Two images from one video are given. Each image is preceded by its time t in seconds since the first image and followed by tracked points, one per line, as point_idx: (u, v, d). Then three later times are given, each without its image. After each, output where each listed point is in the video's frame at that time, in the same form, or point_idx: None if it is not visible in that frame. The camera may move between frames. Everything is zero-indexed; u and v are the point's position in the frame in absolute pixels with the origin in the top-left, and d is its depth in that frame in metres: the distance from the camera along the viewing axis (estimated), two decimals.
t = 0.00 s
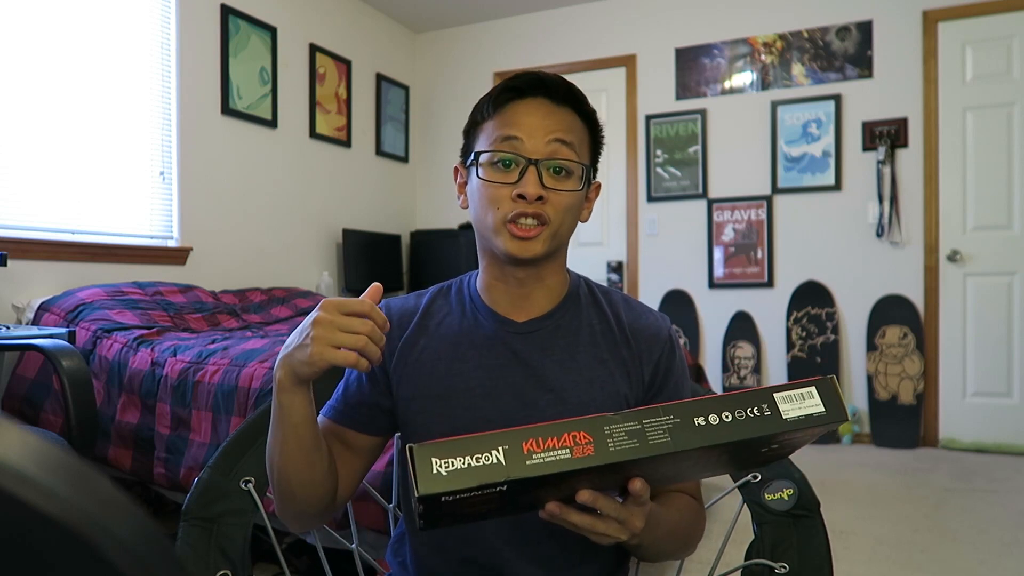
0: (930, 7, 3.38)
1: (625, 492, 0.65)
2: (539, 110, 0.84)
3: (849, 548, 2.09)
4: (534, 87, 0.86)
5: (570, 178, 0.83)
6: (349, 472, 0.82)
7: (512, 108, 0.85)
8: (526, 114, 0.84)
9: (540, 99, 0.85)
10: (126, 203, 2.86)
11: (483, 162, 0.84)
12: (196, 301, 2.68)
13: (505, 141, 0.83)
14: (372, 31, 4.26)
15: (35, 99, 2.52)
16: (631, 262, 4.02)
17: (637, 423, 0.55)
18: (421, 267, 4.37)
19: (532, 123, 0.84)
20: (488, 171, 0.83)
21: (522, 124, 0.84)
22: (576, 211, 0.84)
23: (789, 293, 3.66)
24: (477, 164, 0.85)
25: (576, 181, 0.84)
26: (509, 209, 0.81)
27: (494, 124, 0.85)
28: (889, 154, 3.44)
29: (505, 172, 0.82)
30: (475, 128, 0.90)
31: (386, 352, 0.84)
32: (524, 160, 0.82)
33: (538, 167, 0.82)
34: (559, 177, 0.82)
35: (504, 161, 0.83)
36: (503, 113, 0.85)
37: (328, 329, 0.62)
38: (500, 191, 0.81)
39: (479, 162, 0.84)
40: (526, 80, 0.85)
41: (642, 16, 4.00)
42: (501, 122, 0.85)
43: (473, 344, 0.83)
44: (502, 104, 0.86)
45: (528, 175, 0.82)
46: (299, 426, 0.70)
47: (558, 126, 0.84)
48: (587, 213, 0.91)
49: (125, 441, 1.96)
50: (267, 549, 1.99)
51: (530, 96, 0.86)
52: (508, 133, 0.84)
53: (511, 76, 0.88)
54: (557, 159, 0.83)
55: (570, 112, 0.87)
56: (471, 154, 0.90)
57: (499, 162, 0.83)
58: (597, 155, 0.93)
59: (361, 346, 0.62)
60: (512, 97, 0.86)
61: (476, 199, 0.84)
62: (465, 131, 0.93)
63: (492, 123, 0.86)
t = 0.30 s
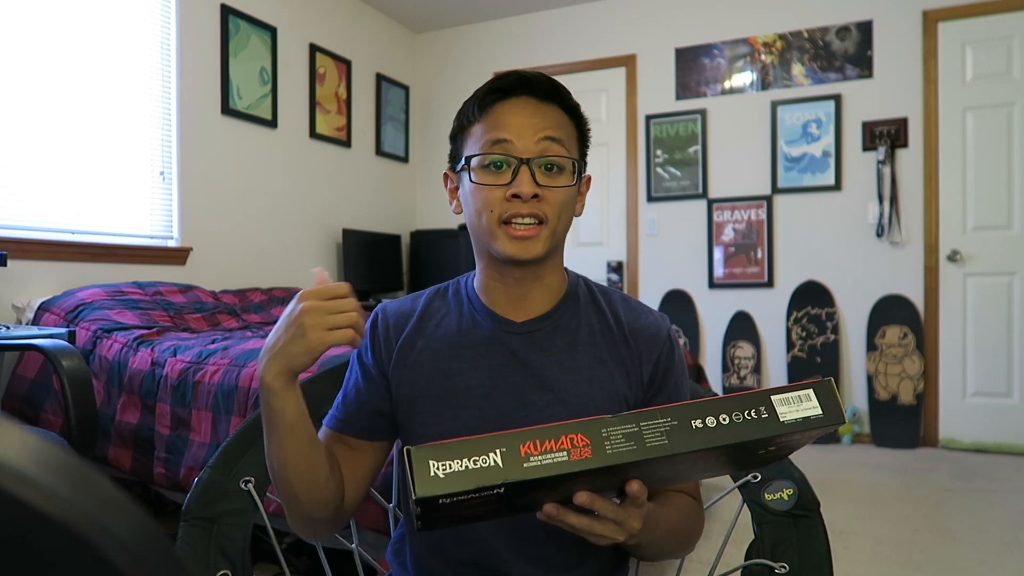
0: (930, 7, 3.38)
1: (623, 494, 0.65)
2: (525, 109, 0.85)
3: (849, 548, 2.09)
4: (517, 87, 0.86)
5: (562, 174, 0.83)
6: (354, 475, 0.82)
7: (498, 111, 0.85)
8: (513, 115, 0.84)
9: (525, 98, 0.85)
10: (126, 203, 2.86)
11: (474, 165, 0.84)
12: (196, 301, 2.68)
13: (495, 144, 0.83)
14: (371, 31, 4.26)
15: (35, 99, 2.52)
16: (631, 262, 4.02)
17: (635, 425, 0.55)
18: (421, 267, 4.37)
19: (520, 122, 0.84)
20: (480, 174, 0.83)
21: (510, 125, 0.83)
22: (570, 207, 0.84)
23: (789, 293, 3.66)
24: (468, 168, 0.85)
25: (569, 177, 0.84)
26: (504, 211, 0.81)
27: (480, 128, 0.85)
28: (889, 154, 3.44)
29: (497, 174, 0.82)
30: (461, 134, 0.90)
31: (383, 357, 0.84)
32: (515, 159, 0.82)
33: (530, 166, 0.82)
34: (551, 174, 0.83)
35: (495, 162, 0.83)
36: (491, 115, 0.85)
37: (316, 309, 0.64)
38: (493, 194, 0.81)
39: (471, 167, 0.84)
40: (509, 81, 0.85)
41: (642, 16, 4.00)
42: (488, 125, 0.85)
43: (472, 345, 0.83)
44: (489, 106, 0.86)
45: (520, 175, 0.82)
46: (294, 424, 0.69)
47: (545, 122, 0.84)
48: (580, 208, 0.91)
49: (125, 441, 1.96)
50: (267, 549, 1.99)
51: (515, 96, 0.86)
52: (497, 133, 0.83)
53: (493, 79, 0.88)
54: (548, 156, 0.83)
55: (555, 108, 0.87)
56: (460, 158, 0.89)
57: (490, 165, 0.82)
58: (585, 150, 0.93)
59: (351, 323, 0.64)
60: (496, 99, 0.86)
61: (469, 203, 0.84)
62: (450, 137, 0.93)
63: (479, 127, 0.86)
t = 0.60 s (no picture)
0: (930, 7, 3.38)
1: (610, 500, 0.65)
2: (533, 104, 0.85)
3: (849, 549, 2.09)
4: (527, 82, 0.87)
5: (567, 168, 0.83)
6: (372, 491, 0.83)
7: (507, 104, 0.86)
8: (522, 108, 0.85)
9: (533, 94, 0.86)
10: (126, 203, 2.86)
11: (481, 154, 0.84)
12: (196, 301, 2.68)
13: (503, 135, 0.84)
14: (372, 31, 4.26)
15: (35, 99, 2.52)
16: (631, 262, 4.01)
17: (619, 439, 0.55)
18: (421, 267, 4.36)
19: (528, 116, 0.84)
20: (486, 163, 0.83)
21: (518, 118, 0.84)
22: (573, 203, 0.84)
23: (789, 293, 3.66)
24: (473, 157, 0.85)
25: (573, 172, 0.84)
26: (510, 198, 0.80)
27: (489, 119, 0.86)
28: (889, 154, 3.44)
29: (503, 164, 0.82)
30: (469, 128, 0.90)
31: (378, 362, 0.84)
32: (522, 149, 0.83)
33: (536, 157, 0.82)
34: (556, 168, 0.83)
35: (502, 152, 0.83)
36: (499, 109, 0.86)
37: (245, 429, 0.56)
38: (499, 180, 0.81)
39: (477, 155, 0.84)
40: (519, 76, 0.86)
41: (642, 16, 4.00)
42: (497, 116, 0.85)
43: (468, 348, 0.83)
44: (497, 100, 0.87)
45: (527, 165, 0.82)
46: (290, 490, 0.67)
47: (552, 117, 0.85)
48: (581, 210, 0.91)
49: (125, 441, 1.96)
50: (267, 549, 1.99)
51: (524, 91, 0.86)
52: (505, 126, 0.84)
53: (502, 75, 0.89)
54: (554, 149, 0.83)
55: (562, 106, 0.88)
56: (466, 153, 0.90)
57: (497, 154, 0.83)
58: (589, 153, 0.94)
59: (301, 432, 0.57)
60: (506, 93, 0.86)
61: (473, 191, 0.84)
62: (458, 133, 0.94)
63: (488, 119, 0.86)
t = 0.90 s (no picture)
0: (930, 7, 3.38)
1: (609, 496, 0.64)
2: (530, 105, 0.85)
3: (849, 549, 2.09)
4: (523, 83, 0.87)
5: (564, 169, 0.83)
6: (372, 493, 0.83)
7: (503, 104, 0.86)
8: (518, 109, 0.85)
9: (530, 94, 0.86)
10: (126, 203, 2.86)
11: (477, 156, 0.84)
12: (196, 301, 2.68)
13: (499, 138, 0.84)
14: (371, 31, 4.26)
15: (35, 100, 2.52)
16: (631, 262, 4.02)
17: (618, 432, 0.54)
18: (421, 267, 4.36)
19: (524, 117, 0.84)
20: (483, 165, 0.83)
21: (513, 119, 0.84)
22: (570, 203, 0.84)
23: (789, 293, 3.66)
24: (470, 159, 0.85)
25: (570, 172, 0.84)
26: (507, 201, 0.80)
27: (485, 120, 0.86)
28: (889, 154, 3.44)
29: (499, 166, 0.82)
30: (465, 128, 0.90)
31: (377, 362, 0.84)
32: (518, 152, 0.83)
33: (532, 159, 0.82)
34: (553, 168, 0.83)
35: (498, 154, 0.83)
36: (495, 109, 0.86)
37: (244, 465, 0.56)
38: (496, 184, 0.81)
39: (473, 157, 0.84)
40: (515, 76, 0.86)
41: (642, 16, 4.00)
42: (492, 118, 0.85)
43: (468, 349, 0.83)
44: (493, 100, 0.87)
45: (524, 167, 0.82)
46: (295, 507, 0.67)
47: (548, 118, 0.85)
48: (580, 207, 0.91)
49: (125, 441, 1.96)
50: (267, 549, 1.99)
51: (520, 91, 0.86)
52: (502, 128, 0.84)
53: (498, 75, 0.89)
54: (550, 151, 0.83)
55: (559, 105, 0.88)
56: (463, 152, 0.90)
57: (493, 156, 0.83)
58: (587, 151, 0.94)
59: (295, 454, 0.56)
60: (502, 93, 0.86)
61: (470, 193, 0.84)
62: (455, 132, 0.94)
63: (484, 119, 0.86)
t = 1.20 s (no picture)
0: (930, 7, 3.38)
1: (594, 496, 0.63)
2: (532, 112, 0.84)
3: (849, 549, 2.09)
4: (525, 88, 0.85)
5: (566, 180, 0.83)
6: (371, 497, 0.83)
7: (506, 111, 0.84)
8: (521, 117, 0.83)
9: (532, 100, 0.85)
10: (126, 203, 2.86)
11: (479, 167, 0.83)
12: (196, 301, 2.68)
13: (502, 149, 0.83)
14: (372, 31, 4.26)
15: (36, 100, 2.52)
16: (631, 262, 4.02)
17: (580, 421, 0.50)
18: (421, 267, 4.36)
19: (527, 125, 0.83)
20: (484, 178, 0.82)
21: (516, 129, 0.83)
22: (571, 214, 0.84)
23: (789, 293, 3.66)
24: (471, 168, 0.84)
25: (572, 183, 0.83)
26: (507, 215, 0.81)
27: (487, 128, 0.85)
28: (889, 154, 3.44)
29: (501, 178, 0.82)
30: (466, 131, 0.89)
31: (383, 363, 0.84)
32: (520, 164, 0.82)
33: (535, 172, 0.81)
34: (555, 180, 0.82)
35: (501, 167, 0.82)
36: (497, 116, 0.84)
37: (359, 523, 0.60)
38: (498, 198, 0.81)
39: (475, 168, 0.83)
40: (518, 82, 0.85)
41: (642, 16, 4.00)
42: (494, 126, 0.84)
43: (468, 348, 0.83)
44: (495, 106, 0.85)
45: (526, 181, 0.81)
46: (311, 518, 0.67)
47: (551, 125, 0.84)
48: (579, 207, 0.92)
49: (125, 441, 1.96)
50: (267, 549, 1.99)
51: (522, 97, 0.85)
52: (504, 138, 0.83)
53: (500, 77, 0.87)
54: (553, 162, 0.82)
55: (562, 109, 0.86)
56: (464, 157, 0.89)
57: (496, 169, 0.82)
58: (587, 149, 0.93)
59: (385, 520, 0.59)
60: (504, 100, 0.85)
61: (471, 204, 0.84)
62: (454, 131, 0.93)
63: (487, 126, 0.85)
